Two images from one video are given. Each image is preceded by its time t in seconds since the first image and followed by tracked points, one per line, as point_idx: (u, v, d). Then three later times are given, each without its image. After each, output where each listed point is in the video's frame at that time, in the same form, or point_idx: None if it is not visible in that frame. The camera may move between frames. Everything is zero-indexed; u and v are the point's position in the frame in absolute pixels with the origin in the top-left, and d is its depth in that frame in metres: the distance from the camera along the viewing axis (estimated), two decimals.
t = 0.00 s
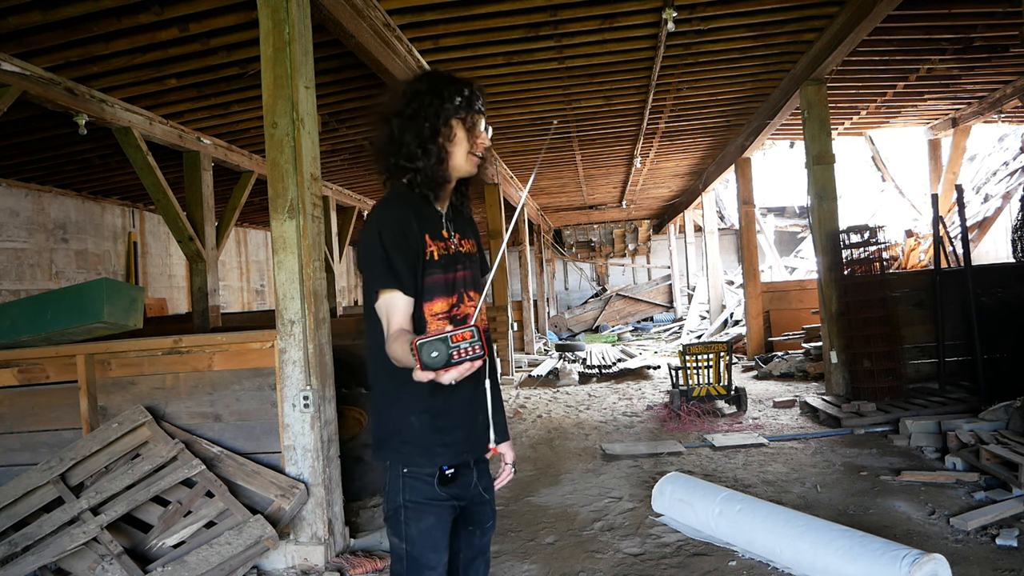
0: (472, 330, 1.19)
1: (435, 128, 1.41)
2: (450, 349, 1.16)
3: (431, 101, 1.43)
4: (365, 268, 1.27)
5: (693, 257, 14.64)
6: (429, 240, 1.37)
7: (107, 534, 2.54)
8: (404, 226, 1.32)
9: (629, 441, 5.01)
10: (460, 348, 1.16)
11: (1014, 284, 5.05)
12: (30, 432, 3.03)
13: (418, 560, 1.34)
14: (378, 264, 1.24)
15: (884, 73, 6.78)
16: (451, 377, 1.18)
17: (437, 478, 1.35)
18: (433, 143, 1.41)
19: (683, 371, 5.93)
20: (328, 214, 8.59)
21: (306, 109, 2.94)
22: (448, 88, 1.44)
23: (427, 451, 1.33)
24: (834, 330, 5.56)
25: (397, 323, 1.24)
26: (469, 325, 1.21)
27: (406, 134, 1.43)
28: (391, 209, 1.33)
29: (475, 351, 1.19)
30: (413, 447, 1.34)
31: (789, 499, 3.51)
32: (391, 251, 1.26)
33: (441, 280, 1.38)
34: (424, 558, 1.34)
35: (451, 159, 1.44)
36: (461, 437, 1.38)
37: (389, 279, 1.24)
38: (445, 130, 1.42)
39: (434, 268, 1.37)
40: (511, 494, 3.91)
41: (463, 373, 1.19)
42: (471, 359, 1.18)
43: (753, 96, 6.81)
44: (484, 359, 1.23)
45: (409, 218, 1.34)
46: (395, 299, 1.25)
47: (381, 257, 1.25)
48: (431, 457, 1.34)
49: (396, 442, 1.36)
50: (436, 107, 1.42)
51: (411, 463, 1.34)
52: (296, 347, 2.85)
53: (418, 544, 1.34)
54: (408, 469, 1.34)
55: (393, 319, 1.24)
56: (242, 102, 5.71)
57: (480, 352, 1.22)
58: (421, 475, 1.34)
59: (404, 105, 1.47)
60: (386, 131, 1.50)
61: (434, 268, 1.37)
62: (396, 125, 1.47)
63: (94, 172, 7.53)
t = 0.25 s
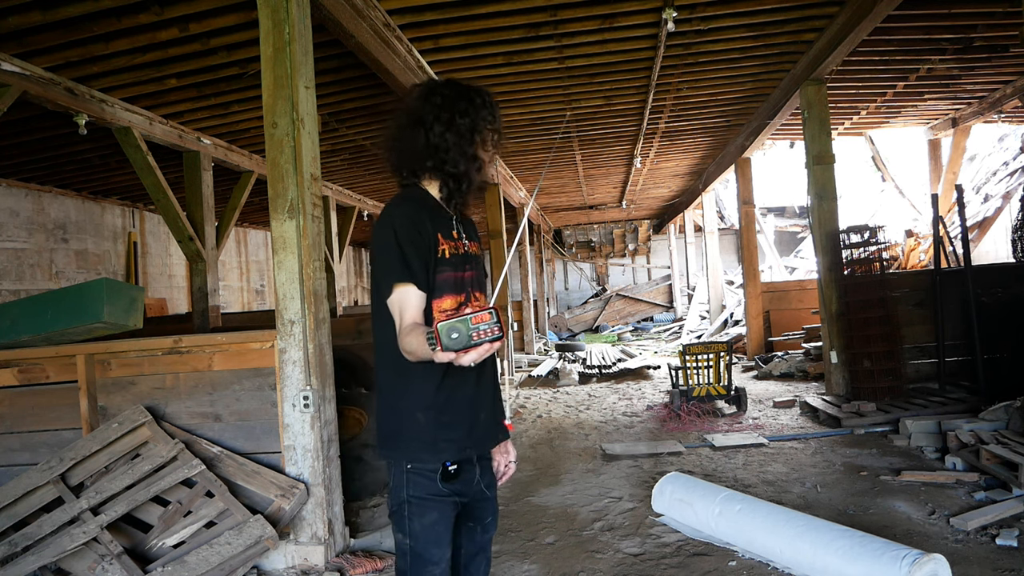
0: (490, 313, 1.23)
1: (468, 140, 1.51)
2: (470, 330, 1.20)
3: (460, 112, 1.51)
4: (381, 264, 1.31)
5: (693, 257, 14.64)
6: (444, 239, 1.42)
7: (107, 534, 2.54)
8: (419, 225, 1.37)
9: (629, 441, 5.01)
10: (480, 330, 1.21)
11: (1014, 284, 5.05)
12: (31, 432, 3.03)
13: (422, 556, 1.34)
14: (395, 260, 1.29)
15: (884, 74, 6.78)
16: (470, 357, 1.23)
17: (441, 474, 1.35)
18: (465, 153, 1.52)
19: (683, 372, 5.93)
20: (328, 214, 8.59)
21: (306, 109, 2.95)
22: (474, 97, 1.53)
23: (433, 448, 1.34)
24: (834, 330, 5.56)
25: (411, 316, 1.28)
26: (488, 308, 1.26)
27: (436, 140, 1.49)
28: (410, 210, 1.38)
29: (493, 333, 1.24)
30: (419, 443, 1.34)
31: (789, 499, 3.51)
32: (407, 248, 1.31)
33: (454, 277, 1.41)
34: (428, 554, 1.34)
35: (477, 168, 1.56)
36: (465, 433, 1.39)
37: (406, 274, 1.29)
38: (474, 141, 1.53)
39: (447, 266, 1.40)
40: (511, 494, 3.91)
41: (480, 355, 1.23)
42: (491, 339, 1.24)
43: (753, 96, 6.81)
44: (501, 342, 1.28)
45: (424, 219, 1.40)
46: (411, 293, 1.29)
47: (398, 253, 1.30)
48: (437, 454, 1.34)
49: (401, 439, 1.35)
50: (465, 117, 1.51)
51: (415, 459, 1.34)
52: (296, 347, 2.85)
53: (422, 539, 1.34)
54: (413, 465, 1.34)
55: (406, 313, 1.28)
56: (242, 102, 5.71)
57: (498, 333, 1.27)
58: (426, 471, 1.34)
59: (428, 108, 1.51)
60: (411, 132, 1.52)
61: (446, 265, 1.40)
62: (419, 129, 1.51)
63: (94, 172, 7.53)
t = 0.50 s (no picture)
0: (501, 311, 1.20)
1: (478, 144, 1.55)
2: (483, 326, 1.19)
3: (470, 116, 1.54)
4: (386, 262, 1.31)
5: (693, 257, 14.64)
6: (449, 239, 1.42)
7: (107, 534, 2.54)
8: (424, 224, 1.37)
9: (629, 441, 5.01)
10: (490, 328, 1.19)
11: (1014, 284, 5.05)
12: (31, 432, 3.03)
13: (428, 555, 1.34)
14: (399, 258, 1.29)
15: (884, 74, 6.78)
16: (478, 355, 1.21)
17: (447, 474, 1.35)
18: (476, 157, 1.55)
19: (683, 372, 5.93)
20: (328, 214, 8.60)
21: (306, 109, 2.94)
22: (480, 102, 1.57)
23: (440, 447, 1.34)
24: (834, 330, 5.56)
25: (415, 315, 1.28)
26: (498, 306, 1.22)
27: (449, 142, 1.50)
28: (416, 209, 1.38)
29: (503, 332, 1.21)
30: (425, 444, 1.33)
31: (789, 499, 3.51)
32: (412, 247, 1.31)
33: (458, 277, 1.40)
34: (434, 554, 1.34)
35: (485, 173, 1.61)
36: (469, 433, 1.40)
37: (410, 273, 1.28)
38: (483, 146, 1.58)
39: (451, 265, 1.39)
40: (511, 494, 3.91)
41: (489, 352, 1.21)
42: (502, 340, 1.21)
43: (753, 96, 6.81)
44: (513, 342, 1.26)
45: (429, 218, 1.40)
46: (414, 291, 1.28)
47: (403, 251, 1.29)
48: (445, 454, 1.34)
49: (407, 439, 1.35)
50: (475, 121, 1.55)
51: (422, 459, 1.33)
52: (296, 347, 2.85)
53: (427, 539, 1.34)
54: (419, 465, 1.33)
55: (410, 311, 1.28)
56: (242, 102, 5.71)
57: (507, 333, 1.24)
58: (432, 471, 1.34)
59: (437, 110, 1.51)
60: (418, 132, 1.52)
61: (450, 265, 1.39)
62: (430, 130, 1.50)
63: (94, 172, 7.53)
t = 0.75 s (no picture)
0: (508, 309, 1.19)
1: (479, 145, 1.55)
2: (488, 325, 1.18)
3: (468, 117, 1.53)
4: (386, 262, 1.31)
5: (693, 257, 14.64)
6: (449, 239, 1.42)
7: (107, 534, 2.54)
8: (425, 224, 1.37)
9: (629, 441, 5.01)
10: (496, 328, 1.18)
11: (1014, 284, 5.05)
12: (31, 432, 3.03)
13: (429, 556, 1.34)
14: (399, 258, 1.28)
15: (884, 74, 6.78)
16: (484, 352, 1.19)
17: (448, 474, 1.35)
18: (476, 157, 1.55)
19: (683, 371, 5.93)
20: (328, 214, 8.60)
21: (306, 109, 2.94)
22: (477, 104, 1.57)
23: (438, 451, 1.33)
24: (834, 330, 5.55)
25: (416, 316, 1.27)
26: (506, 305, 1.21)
27: (450, 143, 1.50)
28: (417, 209, 1.38)
29: (509, 331, 1.19)
30: (427, 446, 1.33)
31: (789, 499, 3.51)
32: (415, 247, 1.31)
33: (458, 278, 1.40)
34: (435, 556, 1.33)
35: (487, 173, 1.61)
36: (470, 433, 1.39)
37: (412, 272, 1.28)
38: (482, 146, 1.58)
39: (451, 266, 1.39)
40: (511, 494, 3.91)
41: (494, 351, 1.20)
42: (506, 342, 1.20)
43: (753, 96, 6.81)
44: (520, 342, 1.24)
45: (429, 219, 1.39)
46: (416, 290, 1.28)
47: (405, 251, 1.29)
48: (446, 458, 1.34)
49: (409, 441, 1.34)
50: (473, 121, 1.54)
51: (423, 460, 1.33)
52: (296, 347, 2.85)
53: (428, 539, 1.34)
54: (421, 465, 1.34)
55: (411, 312, 1.27)
56: (242, 102, 5.71)
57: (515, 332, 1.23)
58: (433, 471, 1.34)
59: (439, 111, 1.51)
60: (419, 132, 1.51)
61: (451, 265, 1.39)
62: (431, 131, 1.50)
63: (94, 172, 7.53)
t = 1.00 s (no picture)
0: (421, 358, 1.13)
1: (461, 125, 1.45)
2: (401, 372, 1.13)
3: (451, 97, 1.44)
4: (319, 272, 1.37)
5: (693, 257, 14.65)
6: (415, 233, 1.31)
7: (107, 534, 2.54)
8: (373, 226, 1.33)
9: (629, 441, 5.01)
10: (407, 376, 1.13)
11: (1014, 284, 5.06)
12: (31, 432, 3.03)
13: (388, 562, 1.30)
14: (324, 266, 1.31)
15: (884, 74, 6.78)
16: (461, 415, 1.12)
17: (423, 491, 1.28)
18: (460, 137, 1.44)
19: (683, 371, 5.93)
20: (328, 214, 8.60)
21: (306, 109, 2.95)
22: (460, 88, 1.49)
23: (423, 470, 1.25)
24: (834, 330, 5.55)
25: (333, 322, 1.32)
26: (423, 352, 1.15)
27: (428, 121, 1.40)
28: (371, 209, 1.35)
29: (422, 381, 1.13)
30: (411, 463, 1.26)
31: (789, 499, 3.51)
32: (349, 254, 1.32)
33: (419, 276, 1.29)
34: None
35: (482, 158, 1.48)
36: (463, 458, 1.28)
37: (332, 280, 1.31)
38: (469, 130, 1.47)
39: (410, 264, 1.30)
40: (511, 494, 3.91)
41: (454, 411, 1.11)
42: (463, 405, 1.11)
43: (753, 96, 6.81)
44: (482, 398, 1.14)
45: (384, 218, 1.34)
46: (336, 298, 1.32)
47: (335, 258, 1.32)
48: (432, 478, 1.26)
49: (392, 457, 1.27)
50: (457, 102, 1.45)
51: (399, 472, 1.27)
52: (296, 347, 2.85)
53: (392, 547, 1.30)
54: (406, 481, 1.27)
55: (326, 326, 1.33)
56: (242, 102, 5.71)
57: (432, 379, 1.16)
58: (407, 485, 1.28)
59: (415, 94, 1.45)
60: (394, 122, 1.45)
61: (409, 263, 1.30)
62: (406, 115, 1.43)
63: (94, 172, 7.53)
